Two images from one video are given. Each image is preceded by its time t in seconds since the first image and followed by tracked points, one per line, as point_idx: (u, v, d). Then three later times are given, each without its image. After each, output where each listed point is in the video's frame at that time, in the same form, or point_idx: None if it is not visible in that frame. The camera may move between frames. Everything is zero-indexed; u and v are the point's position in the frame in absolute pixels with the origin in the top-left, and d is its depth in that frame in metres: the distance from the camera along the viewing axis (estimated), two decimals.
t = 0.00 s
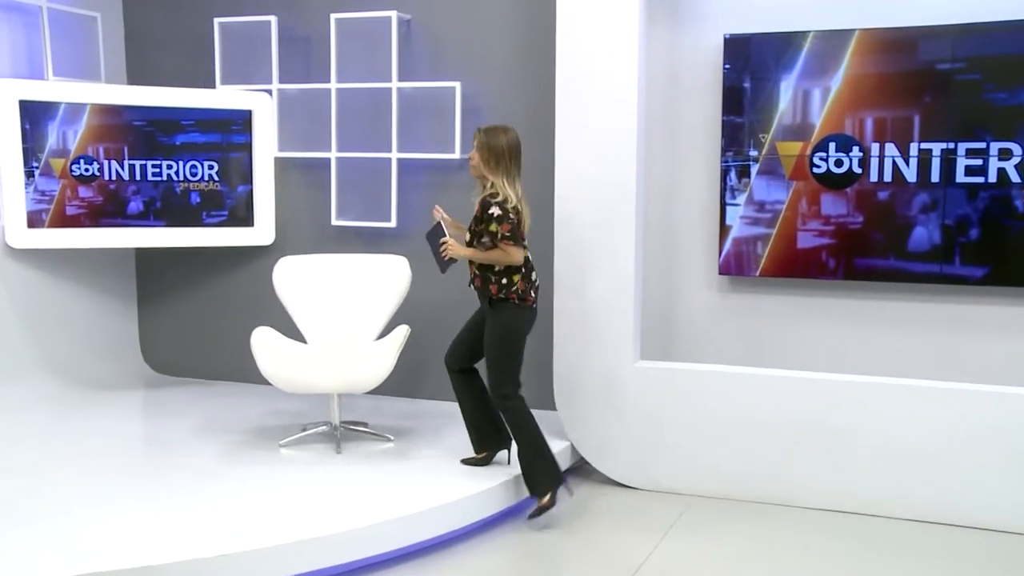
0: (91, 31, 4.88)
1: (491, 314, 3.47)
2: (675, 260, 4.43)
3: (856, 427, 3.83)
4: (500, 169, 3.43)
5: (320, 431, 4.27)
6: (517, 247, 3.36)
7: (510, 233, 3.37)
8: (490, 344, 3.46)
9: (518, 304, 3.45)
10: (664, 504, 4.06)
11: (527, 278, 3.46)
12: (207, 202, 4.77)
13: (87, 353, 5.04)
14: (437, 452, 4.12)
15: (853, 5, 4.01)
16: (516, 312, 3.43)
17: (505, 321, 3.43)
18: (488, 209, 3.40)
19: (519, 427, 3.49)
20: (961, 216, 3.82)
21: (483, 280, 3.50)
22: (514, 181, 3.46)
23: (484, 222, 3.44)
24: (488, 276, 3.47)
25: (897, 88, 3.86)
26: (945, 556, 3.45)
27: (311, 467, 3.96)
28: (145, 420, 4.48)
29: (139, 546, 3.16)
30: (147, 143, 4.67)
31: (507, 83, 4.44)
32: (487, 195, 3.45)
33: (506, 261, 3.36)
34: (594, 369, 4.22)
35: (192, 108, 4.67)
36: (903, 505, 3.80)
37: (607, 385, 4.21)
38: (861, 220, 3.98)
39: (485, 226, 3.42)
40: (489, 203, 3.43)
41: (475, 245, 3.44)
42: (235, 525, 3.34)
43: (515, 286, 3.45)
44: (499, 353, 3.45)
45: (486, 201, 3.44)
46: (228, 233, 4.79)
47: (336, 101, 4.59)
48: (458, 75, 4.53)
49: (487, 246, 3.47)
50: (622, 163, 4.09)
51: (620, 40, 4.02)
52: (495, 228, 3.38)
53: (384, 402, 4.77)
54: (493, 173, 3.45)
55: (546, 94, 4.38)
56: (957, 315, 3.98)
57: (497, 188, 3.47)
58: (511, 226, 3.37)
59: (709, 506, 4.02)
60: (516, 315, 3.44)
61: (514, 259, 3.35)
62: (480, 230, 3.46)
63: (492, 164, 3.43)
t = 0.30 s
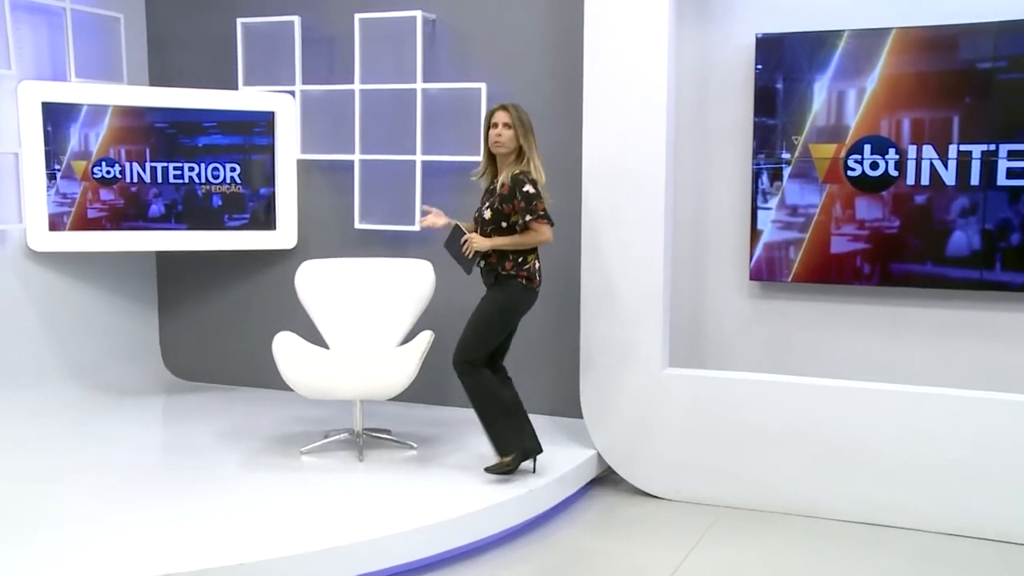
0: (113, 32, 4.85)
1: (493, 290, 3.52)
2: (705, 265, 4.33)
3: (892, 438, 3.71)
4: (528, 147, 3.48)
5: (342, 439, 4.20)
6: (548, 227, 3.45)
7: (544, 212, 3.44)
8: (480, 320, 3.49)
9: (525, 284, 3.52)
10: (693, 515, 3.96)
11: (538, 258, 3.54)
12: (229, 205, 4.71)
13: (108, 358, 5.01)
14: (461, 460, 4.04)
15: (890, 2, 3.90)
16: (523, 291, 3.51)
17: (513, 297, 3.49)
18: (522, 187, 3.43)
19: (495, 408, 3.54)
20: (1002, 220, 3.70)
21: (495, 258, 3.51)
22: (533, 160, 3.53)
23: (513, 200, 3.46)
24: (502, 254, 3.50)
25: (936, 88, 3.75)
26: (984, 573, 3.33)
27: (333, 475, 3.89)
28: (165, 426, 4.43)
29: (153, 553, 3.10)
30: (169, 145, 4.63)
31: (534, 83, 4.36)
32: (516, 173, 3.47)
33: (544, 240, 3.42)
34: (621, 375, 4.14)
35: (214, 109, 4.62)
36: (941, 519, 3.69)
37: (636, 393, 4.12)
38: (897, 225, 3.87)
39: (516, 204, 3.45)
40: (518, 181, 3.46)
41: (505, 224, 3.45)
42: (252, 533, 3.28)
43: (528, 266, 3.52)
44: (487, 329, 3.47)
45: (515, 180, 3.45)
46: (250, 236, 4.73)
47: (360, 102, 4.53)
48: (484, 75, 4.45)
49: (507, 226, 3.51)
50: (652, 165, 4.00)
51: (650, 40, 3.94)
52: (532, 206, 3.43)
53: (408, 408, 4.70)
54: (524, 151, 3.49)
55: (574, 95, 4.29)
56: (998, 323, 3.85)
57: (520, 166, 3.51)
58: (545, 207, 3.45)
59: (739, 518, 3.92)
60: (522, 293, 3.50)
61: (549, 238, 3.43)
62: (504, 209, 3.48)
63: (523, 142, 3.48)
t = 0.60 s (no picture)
0: (132, 32, 4.80)
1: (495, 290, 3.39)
2: (734, 270, 4.22)
3: (927, 449, 3.59)
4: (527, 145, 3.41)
5: (361, 446, 4.12)
6: (553, 225, 3.39)
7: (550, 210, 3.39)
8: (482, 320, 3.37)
9: (526, 285, 3.40)
10: (721, 527, 3.85)
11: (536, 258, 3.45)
12: (249, 208, 4.64)
13: (125, 362, 4.95)
14: (483, 469, 3.94)
15: None
16: (524, 293, 3.38)
17: (514, 301, 3.37)
18: (529, 185, 3.37)
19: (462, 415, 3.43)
20: None
21: (496, 258, 3.39)
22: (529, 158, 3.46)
23: (518, 198, 3.38)
24: (503, 254, 3.38)
25: (974, 87, 3.63)
26: None
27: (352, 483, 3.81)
28: (183, 432, 4.36)
29: (167, 562, 3.03)
30: (187, 147, 4.56)
31: (559, 84, 4.27)
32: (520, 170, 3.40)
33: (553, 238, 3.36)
34: (647, 383, 4.04)
35: (233, 110, 4.56)
36: (979, 533, 3.56)
37: (662, 401, 4.01)
38: (933, 228, 3.75)
39: (523, 202, 3.37)
40: (523, 179, 3.38)
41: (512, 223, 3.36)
42: (268, 542, 3.20)
43: (529, 266, 3.42)
44: (487, 332, 3.34)
45: (520, 178, 3.38)
46: (269, 239, 4.65)
47: (381, 103, 4.45)
48: (507, 76, 4.37)
49: (510, 226, 3.41)
50: (679, 167, 3.91)
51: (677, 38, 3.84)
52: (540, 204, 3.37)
53: (429, 416, 4.61)
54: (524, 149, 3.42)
55: (600, 96, 4.20)
56: None
57: (521, 165, 3.43)
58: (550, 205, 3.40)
59: (769, 530, 3.81)
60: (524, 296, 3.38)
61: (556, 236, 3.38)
62: (508, 207, 3.39)
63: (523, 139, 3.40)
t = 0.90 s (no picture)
0: (151, 31, 4.74)
1: (476, 290, 3.27)
2: (763, 273, 4.12)
3: (964, 458, 3.47)
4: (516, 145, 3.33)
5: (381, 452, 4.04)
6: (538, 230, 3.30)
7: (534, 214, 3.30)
8: (471, 321, 3.27)
9: (508, 284, 3.30)
10: (749, 537, 3.74)
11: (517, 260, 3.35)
12: (268, 208, 4.57)
13: (143, 365, 4.89)
14: (505, 476, 3.85)
15: None
16: (505, 292, 3.27)
17: (495, 301, 3.26)
18: (517, 185, 3.28)
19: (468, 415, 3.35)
20: None
21: (477, 257, 3.28)
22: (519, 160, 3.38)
23: (504, 198, 3.28)
24: (484, 253, 3.27)
25: (1014, 84, 3.51)
26: None
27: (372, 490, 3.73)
28: (200, 437, 4.29)
29: (181, 569, 2.95)
30: (205, 146, 4.50)
31: (584, 83, 4.18)
32: (508, 170, 3.31)
33: (536, 243, 3.27)
34: (674, 388, 3.93)
35: (252, 109, 4.49)
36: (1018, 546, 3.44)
37: (689, 407, 3.91)
38: (970, 230, 3.64)
39: (508, 203, 3.28)
40: (512, 179, 3.29)
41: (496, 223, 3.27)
42: (284, 550, 3.12)
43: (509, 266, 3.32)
44: (476, 334, 3.27)
45: (509, 178, 3.29)
46: (288, 241, 4.58)
47: (403, 102, 4.38)
48: (531, 74, 4.28)
49: (494, 226, 3.32)
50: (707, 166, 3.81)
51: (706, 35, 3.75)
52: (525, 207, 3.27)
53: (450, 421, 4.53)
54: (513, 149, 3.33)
55: (626, 95, 4.11)
56: None
57: (510, 165, 3.34)
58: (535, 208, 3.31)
59: (799, 540, 3.70)
60: (506, 295, 3.28)
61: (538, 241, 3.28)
62: (494, 207, 3.30)
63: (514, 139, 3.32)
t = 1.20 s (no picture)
0: (169, 27, 4.68)
1: (484, 291, 3.20)
2: (793, 274, 4.01)
3: (1004, 466, 3.35)
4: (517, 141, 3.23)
5: (402, 456, 3.95)
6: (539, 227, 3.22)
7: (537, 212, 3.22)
8: (477, 326, 3.21)
9: (515, 284, 3.25)
10: (779, 546, 3.64)
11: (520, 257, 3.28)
12: (287, 207, 4.50)
13: (160, 366, 4.82)
14: (528, 482, 3.76)
15: None
16: (513, 293, 3.23)
17: (505, 302, 3.21)
18: (522, 183, 3.19)
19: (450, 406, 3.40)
20: None
21: (484, 259, 3.20)
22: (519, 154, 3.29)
23: (510, 196, 3.19)
24: (491, 254, 3.20)
25: None
26: None
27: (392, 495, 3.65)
28: (218, 439, 4.22)
29: None
30: (224, 144, 4.43)
31: (611, 79, 4.09)
32: (512, 166, 3.22)
33: (534, 243, 3.20)
34: (702, 392, 3.83)
35: (272, 107, 4.42)
36: None
37: (717, 412, 3.81)
38: (1010, 231, 3.52)
39: (514, 201, 3.19)
40: (517, 177, 3.21)
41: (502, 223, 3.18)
42: (302, 556, 3.04)
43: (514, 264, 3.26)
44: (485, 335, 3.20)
45: (513, 176, 3.20)
46: (308, 241, 4.51)
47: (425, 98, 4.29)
48: (556, 70, 4.19)
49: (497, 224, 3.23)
50: (737, 164, 3.70)
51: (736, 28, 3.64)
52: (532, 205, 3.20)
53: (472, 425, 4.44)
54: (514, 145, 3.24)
55: (653, 91, 4.01)
56: None
57: (511, 160, 3.25)
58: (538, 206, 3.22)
59: (832, 550, 3.58)
60: (513, 295, 3.24)
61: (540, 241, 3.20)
62: (498, 206, 3.21)
63: (514, 134, 3.22)
